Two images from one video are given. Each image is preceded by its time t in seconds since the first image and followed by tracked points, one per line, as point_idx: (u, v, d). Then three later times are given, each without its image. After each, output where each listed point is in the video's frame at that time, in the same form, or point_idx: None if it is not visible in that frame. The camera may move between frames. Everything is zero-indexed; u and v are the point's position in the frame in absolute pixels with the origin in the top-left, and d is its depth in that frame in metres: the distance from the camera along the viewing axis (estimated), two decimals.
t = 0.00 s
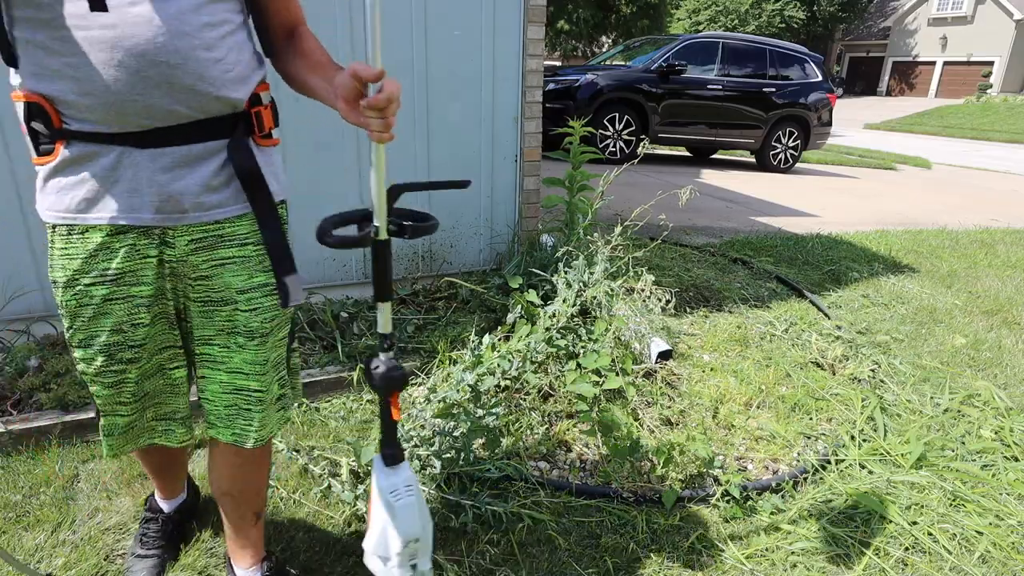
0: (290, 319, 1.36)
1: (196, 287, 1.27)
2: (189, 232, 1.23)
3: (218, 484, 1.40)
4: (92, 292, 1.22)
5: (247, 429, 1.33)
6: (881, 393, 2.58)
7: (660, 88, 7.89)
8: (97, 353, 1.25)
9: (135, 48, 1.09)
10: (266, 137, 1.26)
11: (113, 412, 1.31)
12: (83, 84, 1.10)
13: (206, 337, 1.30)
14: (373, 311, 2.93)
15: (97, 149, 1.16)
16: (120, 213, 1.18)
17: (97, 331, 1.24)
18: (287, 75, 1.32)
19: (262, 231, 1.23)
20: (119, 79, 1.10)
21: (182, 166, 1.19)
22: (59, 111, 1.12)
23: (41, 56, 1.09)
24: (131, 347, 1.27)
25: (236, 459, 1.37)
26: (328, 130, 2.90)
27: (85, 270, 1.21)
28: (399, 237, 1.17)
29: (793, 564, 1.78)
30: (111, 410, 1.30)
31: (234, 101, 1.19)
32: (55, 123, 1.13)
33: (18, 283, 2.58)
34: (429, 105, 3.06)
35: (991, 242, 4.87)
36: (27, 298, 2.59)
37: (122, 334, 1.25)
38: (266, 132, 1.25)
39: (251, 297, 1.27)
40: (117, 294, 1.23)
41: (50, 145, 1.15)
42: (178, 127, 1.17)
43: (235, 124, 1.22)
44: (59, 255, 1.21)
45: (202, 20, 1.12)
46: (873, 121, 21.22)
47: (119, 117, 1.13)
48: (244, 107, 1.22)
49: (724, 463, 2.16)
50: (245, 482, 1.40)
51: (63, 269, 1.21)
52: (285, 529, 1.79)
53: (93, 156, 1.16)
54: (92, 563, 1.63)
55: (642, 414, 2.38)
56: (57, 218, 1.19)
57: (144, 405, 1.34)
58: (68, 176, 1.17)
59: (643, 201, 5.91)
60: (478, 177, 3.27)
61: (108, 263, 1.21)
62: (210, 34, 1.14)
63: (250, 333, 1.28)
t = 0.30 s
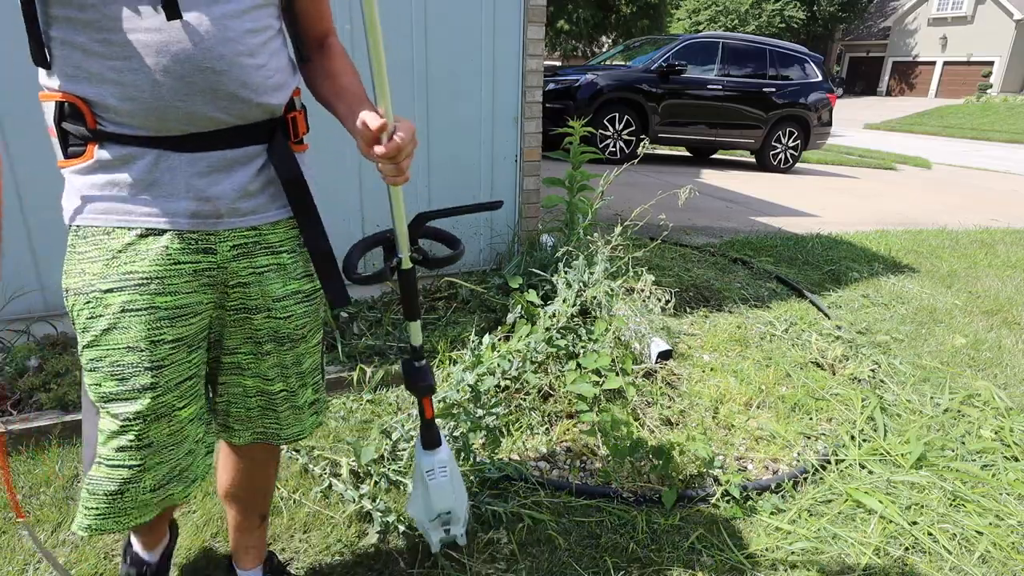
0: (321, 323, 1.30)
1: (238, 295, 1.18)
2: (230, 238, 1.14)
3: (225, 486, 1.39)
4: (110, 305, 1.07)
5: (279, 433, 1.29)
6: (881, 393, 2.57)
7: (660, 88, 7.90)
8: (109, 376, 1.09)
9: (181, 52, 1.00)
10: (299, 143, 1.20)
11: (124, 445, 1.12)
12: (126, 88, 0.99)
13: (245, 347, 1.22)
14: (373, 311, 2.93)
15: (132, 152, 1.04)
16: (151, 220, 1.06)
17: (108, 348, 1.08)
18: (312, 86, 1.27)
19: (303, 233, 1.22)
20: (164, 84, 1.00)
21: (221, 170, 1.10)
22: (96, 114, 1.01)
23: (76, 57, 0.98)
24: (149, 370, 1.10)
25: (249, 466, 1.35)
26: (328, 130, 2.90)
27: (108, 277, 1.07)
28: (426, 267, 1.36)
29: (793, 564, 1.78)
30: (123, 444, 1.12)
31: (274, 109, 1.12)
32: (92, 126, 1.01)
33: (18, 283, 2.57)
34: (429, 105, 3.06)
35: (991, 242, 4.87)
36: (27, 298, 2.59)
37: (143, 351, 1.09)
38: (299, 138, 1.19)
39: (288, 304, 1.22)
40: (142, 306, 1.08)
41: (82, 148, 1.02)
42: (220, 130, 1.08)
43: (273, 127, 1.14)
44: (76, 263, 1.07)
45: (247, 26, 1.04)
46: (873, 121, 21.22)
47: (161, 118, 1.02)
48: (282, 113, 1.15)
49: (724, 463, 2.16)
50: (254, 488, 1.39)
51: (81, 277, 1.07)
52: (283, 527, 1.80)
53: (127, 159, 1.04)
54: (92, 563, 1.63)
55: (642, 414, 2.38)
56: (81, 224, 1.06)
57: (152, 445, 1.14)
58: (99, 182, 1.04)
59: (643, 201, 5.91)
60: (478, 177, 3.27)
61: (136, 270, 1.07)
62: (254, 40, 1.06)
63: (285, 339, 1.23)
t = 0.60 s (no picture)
0: (319, 328, 1.29)
1: (235, 302, 1.16)
2: (230, 245, 1.12)
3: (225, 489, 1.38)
4: (126, 316, 1.04)
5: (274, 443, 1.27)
6: (881, 393, 2.57)
7: (660, 88, 7.90)
8: (132, 386, 1.07)
9: (180, 44, 0.97)
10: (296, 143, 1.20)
11: (153, 450, 1.12)
12: (122, 83, 0.96)
13: (241, 356, 1.20)
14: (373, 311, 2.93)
15: (128, 156, 1.01)
16: (150, 227, 1.03)
17: (127, 360, 1.06)
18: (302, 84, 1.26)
19: (290, 239, 1.21)
20: (162, 78, 0.98)
21: (219, 174, 1.08)
22: (86, 113, 0.97)
23: (66, 51, 0.94)
24: (169, 377, 1.10)
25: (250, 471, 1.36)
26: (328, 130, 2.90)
27: (114, 291, 1.03)
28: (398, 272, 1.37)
29: (794, 564, 1.78)
30: (149, 452, 1.12)
31: (274, 106, 1.10)
32: (82, 126, 0.97)
33: (18, 284, 2.58)
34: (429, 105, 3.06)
35: (991, 242, 4.87)
36: (27, 298, 2.60)
37: (161, 361, 1.08)
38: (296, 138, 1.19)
39: (284, 311, 1.20)
40: (152, 317, 1.06)
41: (72, 151, 0.98)
42: (216, 132, 1.06)
43: (272, 129, 1.13)
44: (80, 277, 1.03)
45: (247, 19, 1.03)
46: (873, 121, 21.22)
47: (158, 120, 0.99)
48: (281, 112, 1.13)
49: (724, 463, 2.15)
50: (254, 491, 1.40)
51: (90, 290, 1.03)
52: (283, 527, 1.80)
53: (123, 163, 1.01)
54: (92, 563, 1.63)
55: (642, 414, 2.38)
56: (76, 235, 1.02)
57: (186, 444, 1.15)
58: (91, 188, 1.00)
59: (643, 201, 5.91)
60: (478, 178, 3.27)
61: (146, 281, 1.05)
62: (253, 34, 1.04)
63: (282, 346, 1.21)
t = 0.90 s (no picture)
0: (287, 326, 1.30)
1: (213, 307, 1.16)
2: (207, 251, 1.11)
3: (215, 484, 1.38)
4: (100, 323, 1.04)
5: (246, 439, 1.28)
6: (881, 393, 2.57)
7: (660, 88, 7.90)
8: (106, 390, 1.07)
9: (159, 43, 0.96)
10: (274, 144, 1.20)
11: (129, 453, 1.13)
12: (95, 81, 0.95)
13: (220, 358, 1.20)
14: (373, 311, 2.93)
15: (99, 160, 0.99)
16: (121, 232, 1.02)
17: (100, 364, 1.06)
18: (280, 89, 1.25)
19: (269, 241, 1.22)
20: (137, 77, 0.96)
21: (196, 178, 1.07)
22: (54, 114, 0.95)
23: (36, 47, 0.92)
24: (142, 384, 1.09)
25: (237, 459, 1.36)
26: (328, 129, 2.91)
27: (87, 298, 1.03)
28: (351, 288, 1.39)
29: (793, 564, 1.78)
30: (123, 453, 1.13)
31: (253, 108, 1.10)
32: (50, 127, 0.95)
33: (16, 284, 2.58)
34: (429, 105, 3.05)
35: (991, 242, 4.87)
36: (26, 299, 2.61)
37: (137, 368, 1.08)
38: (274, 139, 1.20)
39: (264, 314, 1.21)
40: (127, 323, 1.06)
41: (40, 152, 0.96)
42: (193, 135, 1.05)
43: (253, 133, 1.14)
44: (52, 282, 1.03)
45: (226, 19, 1.02)
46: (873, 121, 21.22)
47: (132, 122, 0.98)
48: (258, 114, 1.14)
49: (724, 463, 2.15)
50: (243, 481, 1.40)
51: (64, 296, 1.03)
52: (283, 527, 1.80)
53: (95, 167, 0.99)
54: (92, 563, 1.63)
55: (642, 414, 2.38)
56: (45, 239, 1.01)
57: (159, 446, 1.15)
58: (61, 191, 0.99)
59: (643, 201, 5.91)
60: (478, 178, 3.27)
61: (121, 288, 1.04)
62: (232, 34, 1.04)
63: (264, 349, 1.22)
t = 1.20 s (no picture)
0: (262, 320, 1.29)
1: (190, 305, 1.15)
2: (186, 251, 1.10)
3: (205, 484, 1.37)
4: (78, 326, 1.04)
5: (216, 445, 1.28)
6: (881, 393, 2.57)
7: (660, 88, 7.90)
8: (87, 389, 1.07)
9: (141, 55, 0.94)
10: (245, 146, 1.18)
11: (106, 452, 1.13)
12: (71, 92, 0.91)
13: (196, 356, 1.20)
14: (373, 311, 2.93)
15: (74, 166, 0.97)
16: (98, 236, 1.01)
17: (80, 366, 1.06)
18: (253, 94, 1.22)
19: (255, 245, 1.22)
20: (117, 89, 0.93)
21: (173, 182, 1.05)
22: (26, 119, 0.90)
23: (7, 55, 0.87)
24: (123, 382, 1.09)
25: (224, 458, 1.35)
26: (327, 129, 2.92)
27: (68, 301, 1.02)
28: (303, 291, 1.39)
29: (793, 564, 1.78)
30: (103, 454, 1.13)
31: (225, 114, 1.09)
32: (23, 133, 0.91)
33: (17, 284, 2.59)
34: (428, 105, 3.06)
35: (991, 242, 4.87)
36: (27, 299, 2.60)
37: (115, 371, 1.08)
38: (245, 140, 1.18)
39: (238, 310, 1.21)
40: (106, 325, 1.05)
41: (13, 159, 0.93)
42: (171, 139, 1.03)
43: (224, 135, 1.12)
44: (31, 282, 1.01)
45: (204, 27, 1.01)
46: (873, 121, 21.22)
47: (113, 129, 0.96)
48: (232, 117, 1.12)
49: (724, 463, 2.15)
50: (233, 480, 1.39)
51: (43, 299, 1.02)
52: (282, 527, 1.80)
53: (70, 173, 0.97)
54: (92, 563, 1.63)
55: (642, 414, 2.38)
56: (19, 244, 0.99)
57: (138, 443, 1.15)
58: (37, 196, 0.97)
59: (643, 201, 5.91)
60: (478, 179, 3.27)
61: (98, 292, 1.03)
62: (209, 43, 1.02)
63: (238, 344, 1.23)
